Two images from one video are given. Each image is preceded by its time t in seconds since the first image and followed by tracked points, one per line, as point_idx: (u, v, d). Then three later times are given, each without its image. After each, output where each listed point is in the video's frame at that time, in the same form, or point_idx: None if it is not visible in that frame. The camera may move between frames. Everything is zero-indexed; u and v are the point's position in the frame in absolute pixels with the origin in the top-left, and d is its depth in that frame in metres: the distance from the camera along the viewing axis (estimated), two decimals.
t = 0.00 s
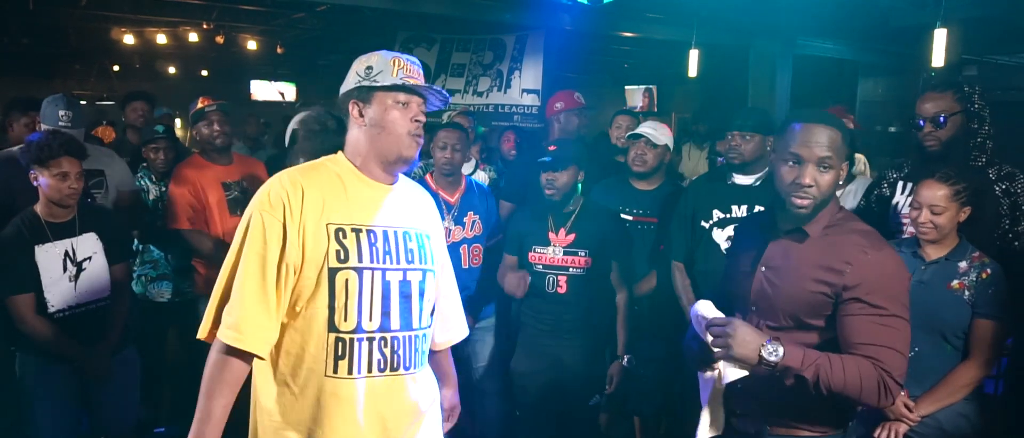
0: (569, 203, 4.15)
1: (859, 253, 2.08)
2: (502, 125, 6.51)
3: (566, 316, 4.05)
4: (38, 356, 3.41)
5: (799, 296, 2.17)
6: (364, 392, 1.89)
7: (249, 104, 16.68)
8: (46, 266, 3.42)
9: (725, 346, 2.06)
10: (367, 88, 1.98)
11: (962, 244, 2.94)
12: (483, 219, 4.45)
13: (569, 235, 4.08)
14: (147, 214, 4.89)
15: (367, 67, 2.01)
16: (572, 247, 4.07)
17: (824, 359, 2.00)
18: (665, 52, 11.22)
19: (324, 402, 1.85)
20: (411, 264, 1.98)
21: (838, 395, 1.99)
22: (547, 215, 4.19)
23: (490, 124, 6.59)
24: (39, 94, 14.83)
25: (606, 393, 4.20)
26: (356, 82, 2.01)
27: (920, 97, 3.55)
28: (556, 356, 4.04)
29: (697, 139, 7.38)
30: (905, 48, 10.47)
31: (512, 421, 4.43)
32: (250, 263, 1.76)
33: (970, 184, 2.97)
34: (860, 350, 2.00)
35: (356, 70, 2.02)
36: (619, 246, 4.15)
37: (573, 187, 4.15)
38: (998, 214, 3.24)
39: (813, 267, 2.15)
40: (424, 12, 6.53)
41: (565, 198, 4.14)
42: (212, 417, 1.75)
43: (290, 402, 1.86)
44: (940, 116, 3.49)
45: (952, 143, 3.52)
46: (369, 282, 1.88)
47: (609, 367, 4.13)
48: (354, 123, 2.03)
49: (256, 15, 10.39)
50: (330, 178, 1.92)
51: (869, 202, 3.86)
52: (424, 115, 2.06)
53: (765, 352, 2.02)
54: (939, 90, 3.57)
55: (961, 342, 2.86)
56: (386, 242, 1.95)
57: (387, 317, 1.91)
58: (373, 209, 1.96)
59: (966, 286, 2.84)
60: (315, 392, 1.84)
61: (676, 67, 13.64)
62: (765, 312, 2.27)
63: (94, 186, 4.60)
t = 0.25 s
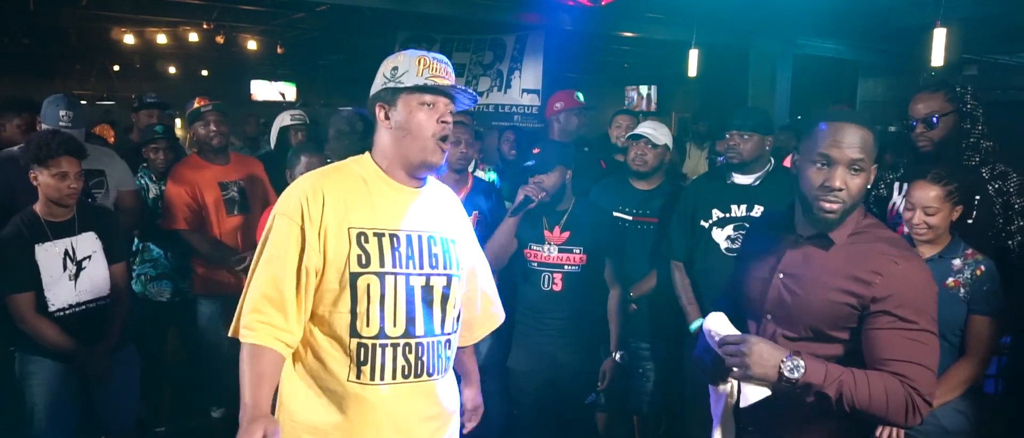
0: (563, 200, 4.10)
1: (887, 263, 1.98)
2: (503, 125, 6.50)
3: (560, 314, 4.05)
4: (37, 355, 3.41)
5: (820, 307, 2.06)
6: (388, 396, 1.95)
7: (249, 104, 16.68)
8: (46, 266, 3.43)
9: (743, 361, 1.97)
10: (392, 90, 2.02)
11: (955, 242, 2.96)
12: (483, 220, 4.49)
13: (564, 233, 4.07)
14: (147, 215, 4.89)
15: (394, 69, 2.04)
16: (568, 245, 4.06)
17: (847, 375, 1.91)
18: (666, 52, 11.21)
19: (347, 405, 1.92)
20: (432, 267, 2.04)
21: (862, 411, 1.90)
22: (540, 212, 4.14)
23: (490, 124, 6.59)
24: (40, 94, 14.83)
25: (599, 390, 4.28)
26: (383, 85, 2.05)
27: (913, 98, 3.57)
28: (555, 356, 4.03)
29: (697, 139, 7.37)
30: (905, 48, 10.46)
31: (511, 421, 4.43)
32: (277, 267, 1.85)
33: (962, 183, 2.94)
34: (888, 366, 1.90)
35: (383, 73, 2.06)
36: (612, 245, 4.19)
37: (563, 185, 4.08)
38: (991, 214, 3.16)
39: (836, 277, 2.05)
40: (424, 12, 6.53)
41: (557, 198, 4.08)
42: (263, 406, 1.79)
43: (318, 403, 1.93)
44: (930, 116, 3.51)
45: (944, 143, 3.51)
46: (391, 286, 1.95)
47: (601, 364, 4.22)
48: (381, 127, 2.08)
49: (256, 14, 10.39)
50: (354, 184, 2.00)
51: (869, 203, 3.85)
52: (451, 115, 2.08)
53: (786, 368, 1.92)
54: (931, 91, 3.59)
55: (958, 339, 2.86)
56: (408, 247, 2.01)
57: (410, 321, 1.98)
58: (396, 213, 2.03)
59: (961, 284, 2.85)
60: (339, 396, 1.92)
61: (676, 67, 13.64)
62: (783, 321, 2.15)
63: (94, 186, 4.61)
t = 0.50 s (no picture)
0: (558, 200, 4.09)
1: (927, 276, 1.87)
2: (502, 125, 6.50)
3: (556, 313, 4.03)
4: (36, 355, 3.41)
5: (858, 323, 1.91)
6: (405, 403, 1.83)
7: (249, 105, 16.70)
8: (45, 266, 3.43)
9: (768, 392, 1.87)
10: (389, 93, 1.90)
11: (949, 241, 2.97)
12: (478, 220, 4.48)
13: (558, 233, 4.05)
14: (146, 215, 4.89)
15: (391, 70, 1.92)
16: (562, 245, 4.04)
17: (880, 398, 1.82)
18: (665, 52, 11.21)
19: (363, 414, 1.78)
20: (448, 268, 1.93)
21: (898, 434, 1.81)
22: (535, 213, 4.13)
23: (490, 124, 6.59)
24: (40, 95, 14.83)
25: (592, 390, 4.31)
26: (380, 86, 1.93)
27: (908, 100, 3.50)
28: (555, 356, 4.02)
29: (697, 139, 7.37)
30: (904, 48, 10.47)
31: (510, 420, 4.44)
32: (287, 267, 1.69)
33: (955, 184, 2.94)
34: (926, 385, 1.81)
35: (380, 74, 1.94)
36: (607, 245, 4.17)
37: (556, 185, 4.06)
38: (984, 214, 3.21)
39: (864, 288, 1.92)
40: (423, 12, 6.53)
41: (552, 197, 4.06)
42: (283, 391, 1.57)
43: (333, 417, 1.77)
44: (926, 119, 3.44)
45: (940, 145, 3.47)
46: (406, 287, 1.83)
47: (593, 364, 4.26)
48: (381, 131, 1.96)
49: (256, 15, 10.41)
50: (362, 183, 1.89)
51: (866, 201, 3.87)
52: (452, 116, 1.95)
53: (814, 397, 1.83)
54: (926, 92, 3.51)
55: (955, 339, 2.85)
56: (423, 246, 1.89)
57: (427, 324, 1.86)
58: (408, 213, 1.91)
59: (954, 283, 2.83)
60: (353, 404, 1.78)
61: (675, 67, 13.65)
62: (810, 334, 1.99)
63: (93, 187, 4.61)
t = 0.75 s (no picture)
0: (553, 201, 4.09)
1: (957, 287, 1.87)
2: (502, 125, 6.49)
3: (552, 313, 4.02)
4: (34, 355, 3.40)
5: (886, 335, 1.90)
6: (417, 417, 1.76)
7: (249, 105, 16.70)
8: (43, 266, 3.43)
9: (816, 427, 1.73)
10: (389, 93, 1.82)
11: (945, 241, 2.98)
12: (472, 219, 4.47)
13: (555, 233, 4.05)
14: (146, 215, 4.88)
15: (391, 69, 1.84)
16: (558, 246, 4.03)
17: (924, 414, 1.80)
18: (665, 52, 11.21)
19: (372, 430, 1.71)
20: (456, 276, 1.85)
21: None
22: (530, 213, 4.11)
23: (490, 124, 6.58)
24: (39, 95, 14.82)
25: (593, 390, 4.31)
26: (381, 86, 1.85)
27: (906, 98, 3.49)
28: (556, 356, 4.01)
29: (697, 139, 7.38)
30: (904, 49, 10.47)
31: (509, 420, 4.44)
32: (293, 279, 1.60)
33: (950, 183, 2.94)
34: (961, 395, 1.84)
35: (381, 72, 1.87)
36: (603, 244, 4.17)
37: (552, 185, 4.08)
38: (976, 214, 3.23)
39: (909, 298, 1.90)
40: (423, 12, 6.52)
41: (548, 197, 4.06)
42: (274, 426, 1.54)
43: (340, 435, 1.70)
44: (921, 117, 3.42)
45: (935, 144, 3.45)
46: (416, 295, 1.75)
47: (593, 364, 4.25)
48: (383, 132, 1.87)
49: (255, 14, 10.40)
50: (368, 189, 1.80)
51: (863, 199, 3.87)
52: (455, 117, 1.84)
53: (865, 426, 1.74)
54: (925, 90, 3.49)
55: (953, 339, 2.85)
56: (432, 255, 1.81)
57: (436, 335, 1.78)
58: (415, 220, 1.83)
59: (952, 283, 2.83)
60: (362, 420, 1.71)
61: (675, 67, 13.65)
62: (835, 344, 1.97)
63: (92, 186, 4.61)
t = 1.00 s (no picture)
0: (555, 201, 4.08)
1: (963, 291, 1.88)
2: (502, 125, 6.47)
3: (552, 312, 4.01)
4: (31, 355, 3.39)
5: (895, 338, 1.91)
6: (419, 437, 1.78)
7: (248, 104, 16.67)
8: (39, 267, 3.41)
9: None
10: (390, 92, 1.78)
11: (943, 240, 2.98)
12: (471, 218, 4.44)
13: (557, 234, 4.04)
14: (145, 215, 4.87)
15: (394, 66, 1.81)
16: (561, 246, 4.03)
17: (933, 419, 1.84)
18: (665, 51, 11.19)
19: None
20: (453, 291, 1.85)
21: None
22: (533, 214, 4.11)
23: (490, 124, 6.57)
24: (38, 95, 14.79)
25: (595, 389, 4.30)
26: (383, 84, 1.82)
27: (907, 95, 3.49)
28: (555, 357, 4.01)
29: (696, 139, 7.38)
30: (903, 49, 10.48)
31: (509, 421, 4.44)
32: (271, 306, 1.63)
33: (948, 183, 2.93)
34: (968, 397, 1.88)
35: (384, 68, 1.84)
36: (604, 245, 4.15)
37: (556, 185, 4.06)
38: (974, 214, 3.21)
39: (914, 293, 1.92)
40: (423, 12, 6.52)
41: (552, 197, 4.05)
42: None
43: None
44: (921, 114, 3.43)
45: (934, 141, 3.45)
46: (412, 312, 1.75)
47: (595, 364, 4.24)
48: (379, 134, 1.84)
49: (255, 14, 10.38)
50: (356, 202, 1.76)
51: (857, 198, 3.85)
52: (458, 130, 1.81)
53: None
54: (926, 87, 3.49)
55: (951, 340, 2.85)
56: (426, 270, 1.80)
57: (435, 353, 1.79)
58: (407, 233, 1.81)
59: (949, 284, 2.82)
60: None
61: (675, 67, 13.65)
62: (842, 347, 1.98)
63: (91, 186, 4.60)
